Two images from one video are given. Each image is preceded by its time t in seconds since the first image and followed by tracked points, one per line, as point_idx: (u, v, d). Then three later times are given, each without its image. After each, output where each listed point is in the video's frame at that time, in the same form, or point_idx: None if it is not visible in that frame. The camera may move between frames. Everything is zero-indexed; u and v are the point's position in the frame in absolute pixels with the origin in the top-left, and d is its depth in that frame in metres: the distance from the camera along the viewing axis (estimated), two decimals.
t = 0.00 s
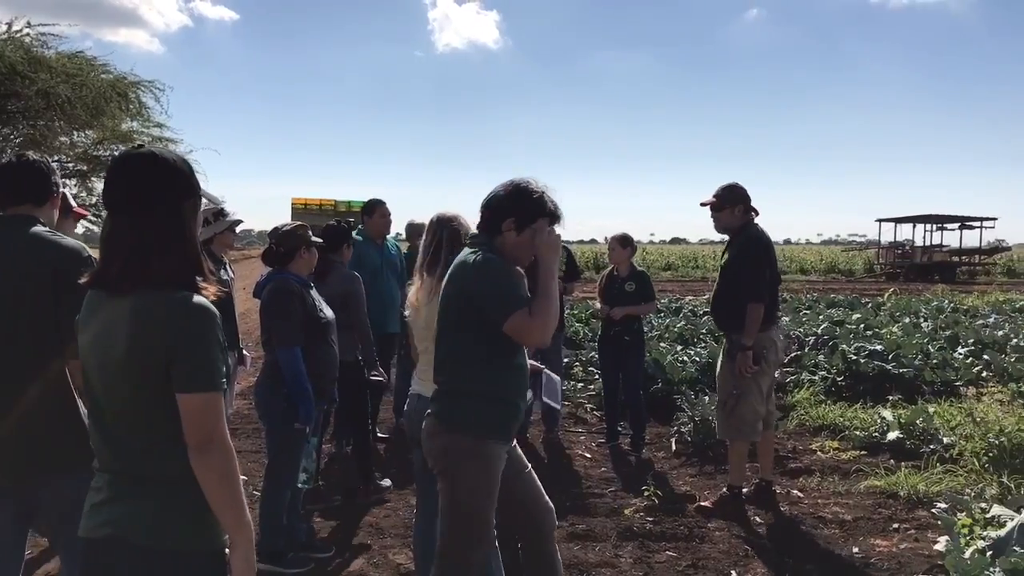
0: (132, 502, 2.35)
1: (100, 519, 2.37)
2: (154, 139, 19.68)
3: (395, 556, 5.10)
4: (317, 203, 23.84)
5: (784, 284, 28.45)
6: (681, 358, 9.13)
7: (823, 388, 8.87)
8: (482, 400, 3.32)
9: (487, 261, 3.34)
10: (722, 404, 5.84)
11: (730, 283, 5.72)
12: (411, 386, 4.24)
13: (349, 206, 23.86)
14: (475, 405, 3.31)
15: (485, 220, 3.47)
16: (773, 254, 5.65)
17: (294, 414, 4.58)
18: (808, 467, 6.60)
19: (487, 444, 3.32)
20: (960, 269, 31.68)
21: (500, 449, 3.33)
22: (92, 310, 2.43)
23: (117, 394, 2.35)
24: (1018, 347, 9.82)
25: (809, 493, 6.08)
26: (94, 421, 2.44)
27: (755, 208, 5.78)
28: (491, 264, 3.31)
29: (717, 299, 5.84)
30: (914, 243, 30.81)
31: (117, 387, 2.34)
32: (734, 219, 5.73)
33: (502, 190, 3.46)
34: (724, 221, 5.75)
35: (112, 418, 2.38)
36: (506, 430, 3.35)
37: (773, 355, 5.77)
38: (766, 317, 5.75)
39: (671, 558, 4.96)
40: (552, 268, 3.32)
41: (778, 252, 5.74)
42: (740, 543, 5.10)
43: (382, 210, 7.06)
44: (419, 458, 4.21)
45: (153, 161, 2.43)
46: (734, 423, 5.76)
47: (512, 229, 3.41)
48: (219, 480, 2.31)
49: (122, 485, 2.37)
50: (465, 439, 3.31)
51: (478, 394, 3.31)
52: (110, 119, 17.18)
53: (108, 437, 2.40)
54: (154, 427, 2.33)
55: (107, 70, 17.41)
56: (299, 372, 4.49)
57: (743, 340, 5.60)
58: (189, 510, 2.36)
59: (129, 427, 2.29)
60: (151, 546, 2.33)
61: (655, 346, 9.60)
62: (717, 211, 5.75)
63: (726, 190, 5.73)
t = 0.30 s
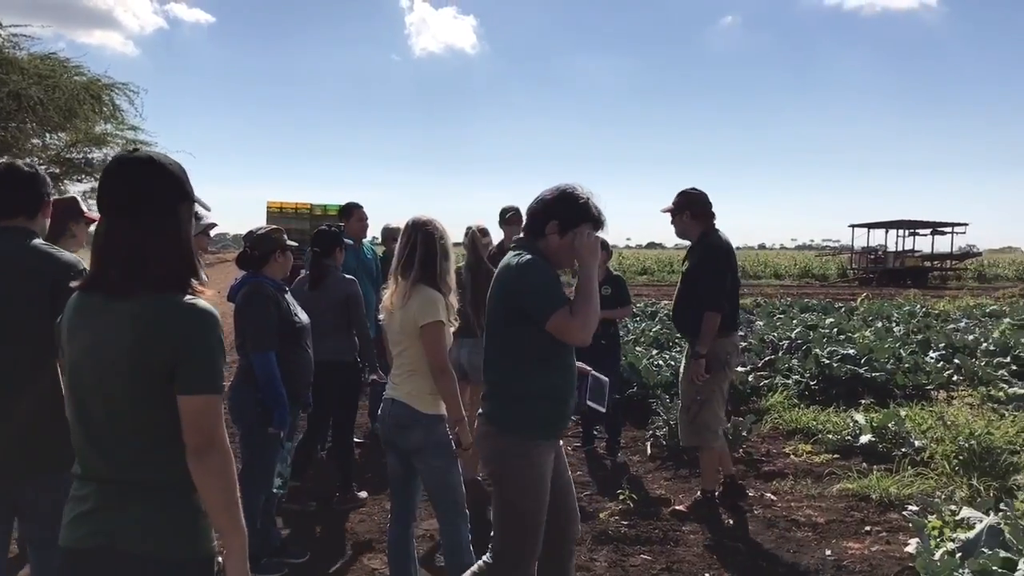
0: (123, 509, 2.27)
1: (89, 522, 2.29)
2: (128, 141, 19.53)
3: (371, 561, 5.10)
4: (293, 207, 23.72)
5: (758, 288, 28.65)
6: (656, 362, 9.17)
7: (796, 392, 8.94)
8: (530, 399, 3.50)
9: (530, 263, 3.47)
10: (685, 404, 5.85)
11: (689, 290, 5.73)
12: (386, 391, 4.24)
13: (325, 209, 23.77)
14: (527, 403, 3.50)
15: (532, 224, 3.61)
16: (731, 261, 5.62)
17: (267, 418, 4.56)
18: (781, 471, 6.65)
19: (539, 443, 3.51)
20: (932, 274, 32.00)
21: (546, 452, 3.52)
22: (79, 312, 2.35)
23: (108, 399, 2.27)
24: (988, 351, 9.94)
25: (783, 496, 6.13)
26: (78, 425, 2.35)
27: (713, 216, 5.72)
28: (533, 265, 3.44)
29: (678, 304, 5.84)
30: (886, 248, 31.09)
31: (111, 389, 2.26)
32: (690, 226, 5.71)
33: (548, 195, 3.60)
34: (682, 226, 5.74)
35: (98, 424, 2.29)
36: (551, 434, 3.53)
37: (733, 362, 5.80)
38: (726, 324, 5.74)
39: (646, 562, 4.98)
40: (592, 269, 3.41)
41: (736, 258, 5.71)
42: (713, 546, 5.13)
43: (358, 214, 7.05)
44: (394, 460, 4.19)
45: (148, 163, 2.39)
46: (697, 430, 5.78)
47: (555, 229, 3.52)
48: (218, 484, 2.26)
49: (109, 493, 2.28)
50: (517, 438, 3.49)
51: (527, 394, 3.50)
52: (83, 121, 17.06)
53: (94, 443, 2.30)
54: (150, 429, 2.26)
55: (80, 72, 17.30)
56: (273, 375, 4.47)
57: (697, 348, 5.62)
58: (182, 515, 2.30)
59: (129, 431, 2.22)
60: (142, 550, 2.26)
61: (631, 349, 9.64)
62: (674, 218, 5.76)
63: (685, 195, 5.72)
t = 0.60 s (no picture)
0: (121, 516, 2.22)
1: (87, 531, 2.21)
2: (100, 141, 19.34)
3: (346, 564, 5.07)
4: (267, 207, 23.60)
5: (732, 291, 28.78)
6: (632, 363, 9.18)
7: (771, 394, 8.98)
8: (558, 396, 3.53)
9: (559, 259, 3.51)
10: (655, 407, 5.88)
11: (656, 293, 5.73)
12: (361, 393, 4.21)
13: (301, 210, 23.66)
14: (557, 400, 3.52)
15: (562, 224, 3.67)
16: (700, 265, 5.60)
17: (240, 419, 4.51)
18: (757, 472, 6.68)
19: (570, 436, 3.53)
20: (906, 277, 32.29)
21: (575, 444, 3.53)
22: (78, 316, 2.28)
23: (110, 404, 2.22)
24: (960, 353, 10.04)
25: (758, 497, 6.15)
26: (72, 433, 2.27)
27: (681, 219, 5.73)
28: (561, 263, 3.48)
29: (646, 306, 5.83)
30: (860, 251, 31.34)
31: (117, 394, 2.22)
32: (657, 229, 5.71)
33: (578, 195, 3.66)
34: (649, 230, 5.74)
35: (99, 429, 2.23)
36: (578, 425, 3.57)
37: (703, 364, 5.79)
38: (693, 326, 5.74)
39: (623, 563, 4.99)
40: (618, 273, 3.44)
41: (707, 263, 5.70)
42: (688, 548, 5.15)
43: (332, 214, 7.02)
44: (370, 465, 4.18)
45: (156, 171, 2.37)
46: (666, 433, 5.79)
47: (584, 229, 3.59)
48: (225, 486, 2.34)
49: (105, 499, 2.22)
50: (554, 434, 3.50)
51: (556, 390, 3.53)
52: (55, 121, 16.89)
53: (92, 450, 2.23)
54: (157, 435, 2.23)
55: (52, 71, 17.13)
56: (245, 376, 4.43)
57: (661, 350, 5.63)
58: (184, 520, 2.28)
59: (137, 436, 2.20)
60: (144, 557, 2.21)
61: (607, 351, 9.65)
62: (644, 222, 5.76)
63: (653, 199, 5.72)
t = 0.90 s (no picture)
0: (122, 512, 2.22)
1: (88, 528, 2.20)
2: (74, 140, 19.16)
3: (323, 564, 5.06)
4: (245, 207, 23.48)
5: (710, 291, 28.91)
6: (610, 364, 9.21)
7: (748, 394, 9.03)
8: (589, 401, 3.51)
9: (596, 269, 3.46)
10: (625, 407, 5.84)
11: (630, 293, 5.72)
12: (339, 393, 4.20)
13: (279, 210, 23.56)
14: (587, 405, 3.50)
15: (595, 229, 3.63)
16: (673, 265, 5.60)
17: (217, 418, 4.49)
18: (733, 472, 6.71)
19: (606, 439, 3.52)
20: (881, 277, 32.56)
21: (603, 447, 3.51)
22: (79, 314, 2.28)
23: (116, 403, 2.23)
24: (934, 353, 10.12)
25: (735, 497, 6.18)
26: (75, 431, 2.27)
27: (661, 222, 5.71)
28: (598, 274, 3.43)
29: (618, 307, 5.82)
30: (836, 252, 31.57)
31: (121, 390, 2.23)
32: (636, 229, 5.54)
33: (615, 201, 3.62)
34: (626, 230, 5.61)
35: (102, 426, 2.23)
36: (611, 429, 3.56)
37: (671, 364, 5.82)
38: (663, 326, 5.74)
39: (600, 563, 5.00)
40: (651, 307, 3.40)
41: (684, 263, 5.83)
42: (664, 547, 5.17)
43: (308, 214, 6.98)
44: (347, 465, 4.17)
45: (158, 172, 2.36)
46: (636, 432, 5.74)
47: (616, 237, 3.56)
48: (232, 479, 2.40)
49: (105, 498, 2.21)
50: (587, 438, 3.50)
51: (585, 396, 3.51)
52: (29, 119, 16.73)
53: (95, 447, 2.23)
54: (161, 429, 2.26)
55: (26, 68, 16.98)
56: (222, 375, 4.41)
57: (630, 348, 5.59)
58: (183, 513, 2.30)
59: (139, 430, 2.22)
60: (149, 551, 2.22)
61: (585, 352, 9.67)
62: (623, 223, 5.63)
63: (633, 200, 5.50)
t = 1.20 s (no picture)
0: (120, 504, 2.22)
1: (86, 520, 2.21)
2: (51, 140, 19.02)
3: (303, 564, 5.04)
4: (224, 207, 23.38)
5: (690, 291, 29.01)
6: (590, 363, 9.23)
7: (728, 393, 9.06)
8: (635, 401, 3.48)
9: (648, 270, 3.45)
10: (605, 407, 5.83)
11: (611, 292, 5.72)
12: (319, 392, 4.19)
13: (258, 210, 23.47)
14: (631, 406, 3.47)
15: (643, 228, 3.66)
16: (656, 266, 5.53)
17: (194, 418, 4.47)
18: (712, 470, 6.73)
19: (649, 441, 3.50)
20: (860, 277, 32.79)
21: (647, 446, 3.48)
22: (71, 312, 2.28)
23: (110, 399, 2.23)
24: (912, 352, 10.20)
25: (715, 495, 6.21)
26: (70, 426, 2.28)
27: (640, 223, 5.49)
28: (655, 274, 3.44)
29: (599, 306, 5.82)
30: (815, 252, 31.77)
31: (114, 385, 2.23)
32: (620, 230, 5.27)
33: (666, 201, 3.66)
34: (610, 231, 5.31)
35: (96, 421, 2.23)
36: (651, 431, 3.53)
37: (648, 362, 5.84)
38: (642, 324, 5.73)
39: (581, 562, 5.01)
40: (707, 316, 3.44)
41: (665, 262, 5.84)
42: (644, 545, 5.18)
43: (288, 213, 6.96)
44: (328, 464, 4.16)
45: (147, 173, 2.34)
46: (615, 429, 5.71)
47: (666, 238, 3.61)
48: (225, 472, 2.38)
49: (103, 493, 2.22)
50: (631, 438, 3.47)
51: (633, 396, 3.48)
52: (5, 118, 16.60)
53: (90, 442, 2.24)
54: (154, 423, 2.25)
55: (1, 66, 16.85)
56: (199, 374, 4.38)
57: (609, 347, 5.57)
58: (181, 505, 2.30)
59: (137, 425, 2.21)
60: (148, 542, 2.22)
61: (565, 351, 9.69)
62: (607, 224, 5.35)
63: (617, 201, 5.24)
